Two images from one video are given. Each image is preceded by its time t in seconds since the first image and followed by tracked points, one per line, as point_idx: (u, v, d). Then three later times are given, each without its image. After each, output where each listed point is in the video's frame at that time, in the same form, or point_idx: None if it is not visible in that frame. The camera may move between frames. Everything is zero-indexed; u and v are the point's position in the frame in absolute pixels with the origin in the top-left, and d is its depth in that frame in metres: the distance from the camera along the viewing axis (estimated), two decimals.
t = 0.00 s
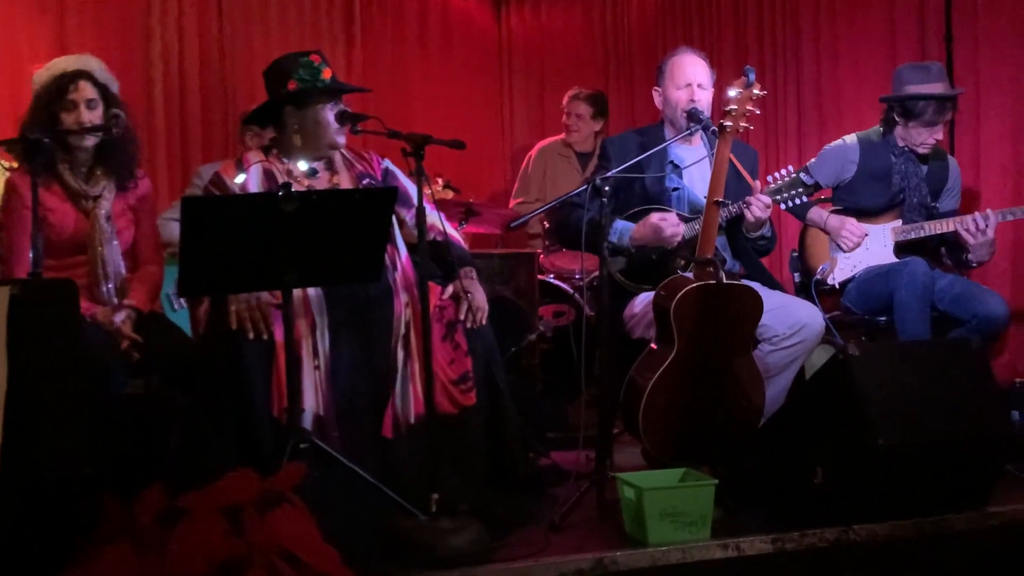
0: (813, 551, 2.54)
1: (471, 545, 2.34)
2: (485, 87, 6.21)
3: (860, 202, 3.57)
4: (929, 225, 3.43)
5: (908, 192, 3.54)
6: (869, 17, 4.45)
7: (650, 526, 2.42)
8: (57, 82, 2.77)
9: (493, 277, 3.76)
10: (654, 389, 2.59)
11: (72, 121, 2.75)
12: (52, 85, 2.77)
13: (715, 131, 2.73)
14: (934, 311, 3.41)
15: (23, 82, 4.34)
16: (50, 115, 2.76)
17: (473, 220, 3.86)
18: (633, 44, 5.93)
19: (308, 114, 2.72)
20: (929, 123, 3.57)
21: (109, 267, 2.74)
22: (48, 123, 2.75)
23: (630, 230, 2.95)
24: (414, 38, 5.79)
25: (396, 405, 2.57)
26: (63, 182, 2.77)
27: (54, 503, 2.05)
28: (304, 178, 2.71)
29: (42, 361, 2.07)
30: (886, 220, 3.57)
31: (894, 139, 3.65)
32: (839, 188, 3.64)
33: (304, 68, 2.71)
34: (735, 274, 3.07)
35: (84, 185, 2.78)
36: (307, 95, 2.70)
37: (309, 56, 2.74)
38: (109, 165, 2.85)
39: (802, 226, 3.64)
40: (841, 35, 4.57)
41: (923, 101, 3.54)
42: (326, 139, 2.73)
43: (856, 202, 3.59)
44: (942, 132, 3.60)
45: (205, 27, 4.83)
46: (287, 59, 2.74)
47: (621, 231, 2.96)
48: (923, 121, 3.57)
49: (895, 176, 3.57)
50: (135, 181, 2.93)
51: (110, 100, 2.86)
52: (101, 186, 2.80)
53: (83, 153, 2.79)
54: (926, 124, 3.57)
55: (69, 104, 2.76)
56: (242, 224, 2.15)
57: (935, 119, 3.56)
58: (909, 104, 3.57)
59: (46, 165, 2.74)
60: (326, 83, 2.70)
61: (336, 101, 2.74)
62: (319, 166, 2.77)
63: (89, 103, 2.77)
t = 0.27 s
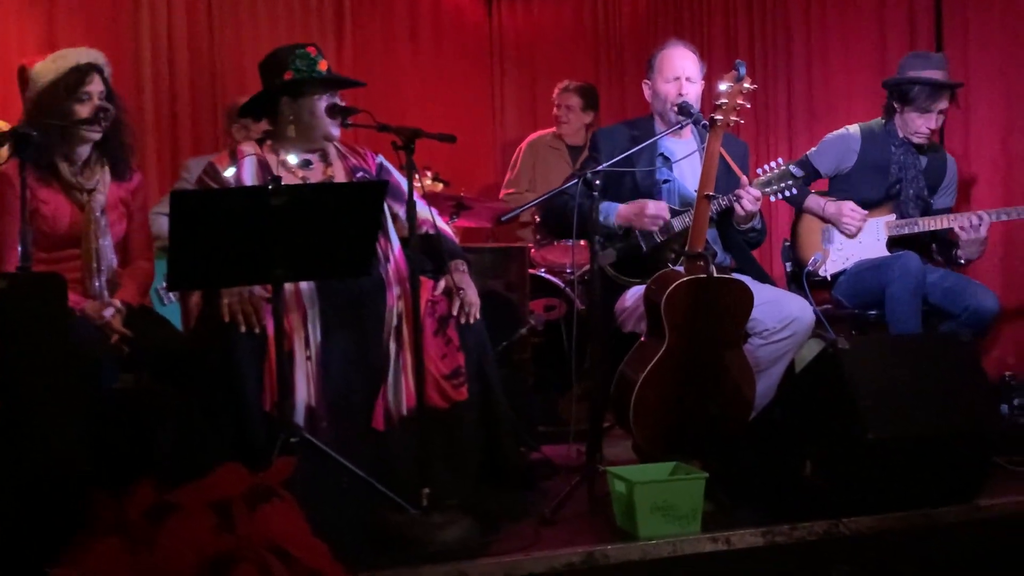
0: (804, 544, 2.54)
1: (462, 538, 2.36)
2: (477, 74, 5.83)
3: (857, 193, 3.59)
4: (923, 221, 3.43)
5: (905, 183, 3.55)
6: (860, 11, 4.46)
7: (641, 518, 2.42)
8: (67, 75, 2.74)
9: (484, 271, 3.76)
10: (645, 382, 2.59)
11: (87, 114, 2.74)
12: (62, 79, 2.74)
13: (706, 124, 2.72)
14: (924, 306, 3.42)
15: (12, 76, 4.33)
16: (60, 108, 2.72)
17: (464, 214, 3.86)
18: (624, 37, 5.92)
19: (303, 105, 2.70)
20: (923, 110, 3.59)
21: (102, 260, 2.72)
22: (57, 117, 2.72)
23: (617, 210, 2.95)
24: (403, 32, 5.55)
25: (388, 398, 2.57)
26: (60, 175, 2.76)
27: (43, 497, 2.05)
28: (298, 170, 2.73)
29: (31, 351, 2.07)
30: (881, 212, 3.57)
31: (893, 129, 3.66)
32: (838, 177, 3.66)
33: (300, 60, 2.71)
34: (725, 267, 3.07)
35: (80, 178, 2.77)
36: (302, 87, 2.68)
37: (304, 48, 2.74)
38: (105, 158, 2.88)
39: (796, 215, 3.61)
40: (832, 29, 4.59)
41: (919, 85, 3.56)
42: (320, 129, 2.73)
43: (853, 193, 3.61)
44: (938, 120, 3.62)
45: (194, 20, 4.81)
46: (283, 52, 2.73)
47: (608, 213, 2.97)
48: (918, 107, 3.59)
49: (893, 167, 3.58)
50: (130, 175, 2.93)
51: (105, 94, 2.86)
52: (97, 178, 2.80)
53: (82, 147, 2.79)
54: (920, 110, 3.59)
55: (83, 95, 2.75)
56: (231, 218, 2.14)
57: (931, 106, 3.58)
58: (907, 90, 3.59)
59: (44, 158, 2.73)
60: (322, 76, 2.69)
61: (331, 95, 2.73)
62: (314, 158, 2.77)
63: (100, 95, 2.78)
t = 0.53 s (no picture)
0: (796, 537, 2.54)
1: (453, 532, 2.31)
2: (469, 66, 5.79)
3: (853, 186, 3.58)
4: (918, 216, 3.46)
5: (904, 178, 3.56)
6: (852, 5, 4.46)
7: (633, 511, 2.43)
8: (68, 65, 2.71)
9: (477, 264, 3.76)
10: (638, 375, 2.59)
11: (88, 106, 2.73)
12: (63, 69, 2.70)
13: (698, 118, 2.74)
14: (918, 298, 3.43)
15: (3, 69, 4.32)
16: (61, 99, 2.70)
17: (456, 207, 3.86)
18: (617, 30, 5.92)
19: (299, 92, 2.70)
20: (929, 108, 3.59)
21: (98, 255, 2.72)
22: (58, 108, 2.70)
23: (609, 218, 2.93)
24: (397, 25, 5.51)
25: (384, 390, 2.55)
26: (57, 166, 2.74)
27: (35, 491, 2.04)
28: (299, 160, 2.72)
29: (32, 353, 2.06)
30: (877, 207, 3.58)
31: (893, 124, 3.66)
32: (834, 170, 3.65)
33: (297, 48, 2.71)
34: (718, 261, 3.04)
35: (77, 170, 2.76)
36: (298, 73, 2.68)
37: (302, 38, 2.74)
38: (101, 148, 2.86)
39: (791, 207, 3.60)
40: (825, 23, 4.60)
41: (930, 83, 3.54)
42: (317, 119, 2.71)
43: (849, 186, 3.60)
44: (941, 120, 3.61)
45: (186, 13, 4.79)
46: (282, 42, 2.73)
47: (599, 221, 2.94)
48: (924, 104, 3.58)
49: (893, 162, 3.58)
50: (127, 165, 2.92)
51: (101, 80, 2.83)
52: (93, 171, 2.79)
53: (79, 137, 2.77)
54: (926, 107, 3.58)
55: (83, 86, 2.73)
56: (224, 209, 2.14)
57: (938, 104, 3.57)
58: (915, 85, 3.58)
59: (41, 147, 2.71)
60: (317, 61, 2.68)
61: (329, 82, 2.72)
62: (315, 150, 2.77)
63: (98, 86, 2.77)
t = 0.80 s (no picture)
0: (788, 534, 2.55)
1: (445, 527, 2.29)
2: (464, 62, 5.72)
3: (847, 184, 3.59)
4: (910, 213, 3.45)
5: (898, 174, 3.55)
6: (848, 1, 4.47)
7: (626, 508, 2.43)
8: (59, 57, 2.71)
9: (471, 260, 3.76)
10: (631, 371, 2.59)
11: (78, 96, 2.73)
12: (55, 61, 2.71)
13: (692, 113, 2.72)
14: (910, 296, 3.44)
15: None
16: (52, 90, 2.70)
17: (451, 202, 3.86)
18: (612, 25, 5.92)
19: (296, 82, 2.72)
20: (928, 102, 3.59)
21: (88, 250, 2.72)
22: (49, 99, 2.70)
23: (599, 214, 2.96)
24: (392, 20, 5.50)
25: (377, 392, 2.56)
26: (47, 159, 2.72)
27: (28, 485, 2.03)
28: (300, 156, 2.73)
29: (31, 350, 2.06)
30: (870, 203, 3.59)
31: (888, 120, 3.66)
32: (828, 167, 3.66)
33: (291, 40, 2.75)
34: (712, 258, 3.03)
35: (68, 164, 2.75)
36: (295, 63, 2.71)
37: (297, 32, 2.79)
38: (92, 142, 2.85)
39: (784, 205, 3.60)
40: (820, 20, 4.60)
41: (930, 77, 3.54)
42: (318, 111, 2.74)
43: (843, 183, 3.61)
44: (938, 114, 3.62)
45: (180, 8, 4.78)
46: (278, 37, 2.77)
47: (591, 214, 2.98)
48: (924, 97, 3.58)
49: (887, 158, 3.57)
50: (117, 158, 2.91)
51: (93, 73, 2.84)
52: (84, 165, 2.77)
53: (70, 131, 2.75)
54: (926, 101, 3.58)
55: (76, 78, 2.74)
56: (219, 202, 2.14)
57: (937, 98, 3.57)
58: (915, 78, 3.58)
59: (31, 139, 2.70)
60: (309, 46, 2.71)
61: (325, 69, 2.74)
62: (316, 147, 2.78)
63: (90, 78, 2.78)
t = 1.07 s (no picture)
0: (782, 535, 2.55)
1: (442, 526, 2.30)
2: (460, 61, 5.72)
3: (840, 187, 3.60)
4: (903, 214, 3.44)
5: (890, 176, 3.56)
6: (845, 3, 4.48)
7: (621, 509, 2.43)
8: (53, 50, 2.70)
9: (467, 259, 3.76)
10: (626, 372, 2.59)
11: (72, 92, 2.74)
12: (49, 54, 2.70)
13: (689, 116, 2.71)
14: (904, 298, 3.44)
15: None
16: (45, 84, 2.71)
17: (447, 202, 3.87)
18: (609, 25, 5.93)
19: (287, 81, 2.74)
20: (915, 104, 3.60)
21: (83, 247, 2.70)
22: (41, 94, 2.71)
23: (609, 214, 2.97)
24: (389, 19, 5.51)
25: (373, 395, 2.56)
26: (39, 156, 2.71)
27: (23, 483, 2.03)
28: (300, 156, 2.73)
29: (31, 351, 2.05)
30: (861, 206, 3.59)
31: (876, 122, 3.68)
32: (819, 172, 3.67)
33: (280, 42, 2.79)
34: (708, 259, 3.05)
35: (60, 161, 2.74)
36: (285, 63, 2.75)
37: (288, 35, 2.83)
38: (83, 137, 2.84)
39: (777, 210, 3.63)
40: (816, 22, 4.61)
41: (916, 79, 3.56)
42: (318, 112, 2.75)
43: (836, 186, 3.62)
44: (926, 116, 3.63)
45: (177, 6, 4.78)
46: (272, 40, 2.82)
47: (599, 215, 2.98)
48: (911, 99, 3.60)
49: (877, 160, 3.59)
50: (108, 154, 2.91)
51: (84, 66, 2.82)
52: (76, 161, 2.77)
53: (61, 127, 2.74)
54: (913, 103, 3.59)
55: (70, 72, 2.74)
56: (216, 202, 2.14)
57: (924, 99, 3.59)
58: (902, 81, 3.60)
59: (23, 137, 2.70)
60: (292, 44, 2.74)
61: (316, 66, 2.75)
62: (317, 146, 2.78)
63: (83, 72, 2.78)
